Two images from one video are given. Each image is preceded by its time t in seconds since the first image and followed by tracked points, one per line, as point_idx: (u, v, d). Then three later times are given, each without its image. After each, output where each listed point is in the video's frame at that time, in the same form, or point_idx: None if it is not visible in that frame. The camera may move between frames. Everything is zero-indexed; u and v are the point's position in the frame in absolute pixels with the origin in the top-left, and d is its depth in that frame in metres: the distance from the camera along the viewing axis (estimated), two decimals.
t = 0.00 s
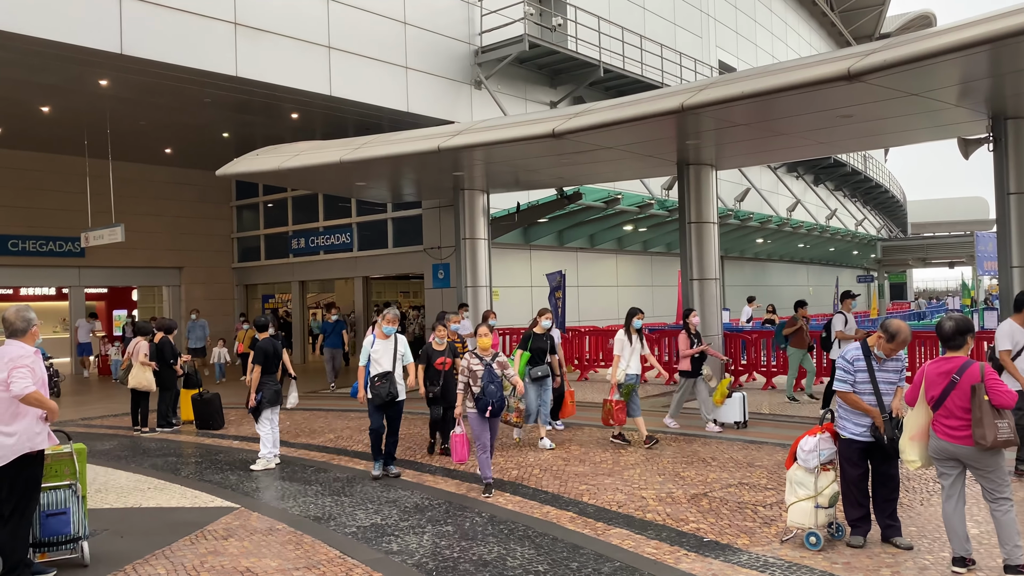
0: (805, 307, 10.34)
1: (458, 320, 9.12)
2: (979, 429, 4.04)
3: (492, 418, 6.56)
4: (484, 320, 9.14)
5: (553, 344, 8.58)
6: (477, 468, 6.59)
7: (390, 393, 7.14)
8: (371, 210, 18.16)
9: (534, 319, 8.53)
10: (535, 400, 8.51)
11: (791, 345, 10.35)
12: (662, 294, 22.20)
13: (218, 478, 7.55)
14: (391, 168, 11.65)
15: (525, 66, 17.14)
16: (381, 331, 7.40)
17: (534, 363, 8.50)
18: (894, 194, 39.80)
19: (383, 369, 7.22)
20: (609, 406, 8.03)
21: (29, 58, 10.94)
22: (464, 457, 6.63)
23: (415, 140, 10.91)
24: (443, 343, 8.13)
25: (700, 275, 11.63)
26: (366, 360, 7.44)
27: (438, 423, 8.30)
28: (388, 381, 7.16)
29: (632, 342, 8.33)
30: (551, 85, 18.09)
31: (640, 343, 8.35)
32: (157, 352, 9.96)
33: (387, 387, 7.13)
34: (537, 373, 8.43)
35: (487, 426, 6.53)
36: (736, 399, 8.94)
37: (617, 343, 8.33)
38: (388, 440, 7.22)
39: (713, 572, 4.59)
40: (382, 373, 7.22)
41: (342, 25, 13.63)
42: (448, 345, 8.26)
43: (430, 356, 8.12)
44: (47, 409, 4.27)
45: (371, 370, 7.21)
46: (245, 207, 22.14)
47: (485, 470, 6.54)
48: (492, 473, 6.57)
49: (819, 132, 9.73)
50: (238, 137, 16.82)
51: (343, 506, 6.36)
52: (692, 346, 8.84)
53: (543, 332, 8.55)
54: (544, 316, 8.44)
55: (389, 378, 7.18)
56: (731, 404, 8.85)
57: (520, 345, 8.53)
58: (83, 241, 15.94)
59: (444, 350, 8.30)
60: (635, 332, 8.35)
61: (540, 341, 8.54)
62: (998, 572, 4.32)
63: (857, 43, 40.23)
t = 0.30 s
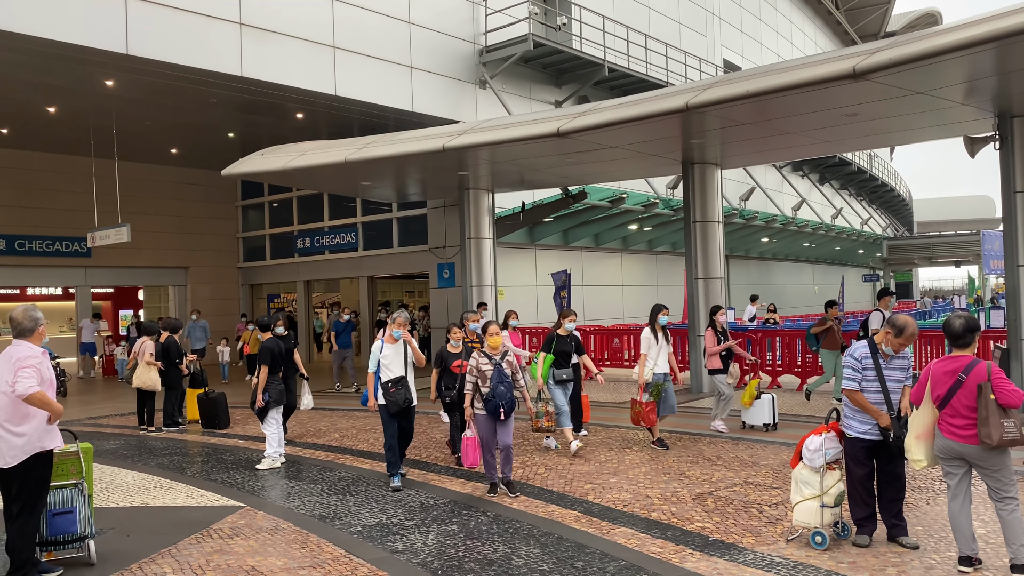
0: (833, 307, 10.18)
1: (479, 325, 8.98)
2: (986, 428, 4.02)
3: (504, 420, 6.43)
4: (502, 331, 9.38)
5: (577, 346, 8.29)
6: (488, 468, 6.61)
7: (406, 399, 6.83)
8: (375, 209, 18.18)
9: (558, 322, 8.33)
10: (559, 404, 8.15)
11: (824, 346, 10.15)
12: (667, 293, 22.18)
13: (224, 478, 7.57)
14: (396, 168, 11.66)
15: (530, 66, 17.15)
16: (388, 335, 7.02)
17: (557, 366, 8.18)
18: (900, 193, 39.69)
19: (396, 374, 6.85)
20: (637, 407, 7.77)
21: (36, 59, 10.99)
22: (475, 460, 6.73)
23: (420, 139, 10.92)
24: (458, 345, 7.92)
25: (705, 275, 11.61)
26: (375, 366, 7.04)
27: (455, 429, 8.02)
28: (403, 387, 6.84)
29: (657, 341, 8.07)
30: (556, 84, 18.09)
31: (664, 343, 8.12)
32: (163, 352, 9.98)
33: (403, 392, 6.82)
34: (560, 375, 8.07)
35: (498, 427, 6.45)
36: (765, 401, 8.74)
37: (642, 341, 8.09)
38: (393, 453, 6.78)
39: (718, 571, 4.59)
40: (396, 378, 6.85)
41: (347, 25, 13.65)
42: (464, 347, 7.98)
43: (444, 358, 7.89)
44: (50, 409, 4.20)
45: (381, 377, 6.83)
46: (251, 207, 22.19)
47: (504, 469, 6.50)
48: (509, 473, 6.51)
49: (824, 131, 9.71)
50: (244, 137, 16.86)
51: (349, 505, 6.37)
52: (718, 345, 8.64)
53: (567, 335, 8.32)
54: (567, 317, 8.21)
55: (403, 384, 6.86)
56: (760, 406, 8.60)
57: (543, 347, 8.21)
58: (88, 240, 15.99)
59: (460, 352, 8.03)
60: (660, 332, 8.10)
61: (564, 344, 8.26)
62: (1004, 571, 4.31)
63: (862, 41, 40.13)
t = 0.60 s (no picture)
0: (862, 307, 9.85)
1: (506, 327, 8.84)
2: (988, 427, 4.01)
3: (510, 425, 6.04)
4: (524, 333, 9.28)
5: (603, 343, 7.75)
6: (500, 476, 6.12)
7: (407, 400, 6.58)
8: (378, 208, 18.20)
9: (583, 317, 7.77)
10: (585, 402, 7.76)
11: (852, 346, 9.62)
12: (670, 292, 22.16)
13: (226, 476, 7.57)
14: (398, 167, 11.66)
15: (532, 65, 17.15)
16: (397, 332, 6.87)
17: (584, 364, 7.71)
18: (904, 191, 39.59)
19: (399, 373, 6.62)
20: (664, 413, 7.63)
21: (39, 58, 11.01)
22: (484, 468, 6.22)
23: (423, 138, 10.93)
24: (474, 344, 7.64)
25: (708, 274, 11.61)
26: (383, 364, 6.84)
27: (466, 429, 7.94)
28: (405, 388, 6.61)
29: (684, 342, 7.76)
30: (558, 83, 18.09)
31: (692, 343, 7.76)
32: (165, 351, 9.99)
33: (404, 394, 6.59)
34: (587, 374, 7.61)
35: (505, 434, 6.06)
36: (790, 402, 8.36)
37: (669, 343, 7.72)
38: (395, 452, 6.82)
39: (721, 570, 4.58)
40: (398, 379, 6.63)
41: (350, 24, 13.66)
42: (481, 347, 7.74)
43: (460, 359, 7.67)
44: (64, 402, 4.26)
45: (386, 374, 6.64)
46: (254, 205, 22.21)
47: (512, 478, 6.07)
48: (518, 482, 6.06)
49: (827, 129, 9.69)
50: (247, 136, 16.88)
51: (351, 504, 6.38)
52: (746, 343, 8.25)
53: (593, 331, 7.74)
54: (594, 313, 7.69)
55: (405, 385, 6.62)
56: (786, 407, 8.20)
57: (569, 344, 7.70)
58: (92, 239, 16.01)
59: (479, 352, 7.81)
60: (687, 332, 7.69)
61: (590, 341, 7.71)
62: (1006, 571, 4.30)
63: (866, 39, 40.02)
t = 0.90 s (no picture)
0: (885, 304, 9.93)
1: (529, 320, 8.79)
2: (989, 426, 4.01)
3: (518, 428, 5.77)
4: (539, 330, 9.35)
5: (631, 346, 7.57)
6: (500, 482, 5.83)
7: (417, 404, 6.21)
8: (378, 206, 18.20)
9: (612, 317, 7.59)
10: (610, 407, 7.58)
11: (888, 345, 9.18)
12: (671, 290, 22.16)
13: (226, 474, 7.58)
14: (399, 165, 11.66)
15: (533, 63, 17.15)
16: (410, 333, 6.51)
17: (612, 367, 7.50)
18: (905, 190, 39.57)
19: (410, 376, 6.27)
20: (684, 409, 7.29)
21: (39, 56, 11.00)
22: (489, 470, 5.87)
23: (423, 136, 10.93)
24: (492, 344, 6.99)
25: (708, 272, 11.62)
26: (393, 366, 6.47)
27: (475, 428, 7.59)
28: (414, 391, 6.21)
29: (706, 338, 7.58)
30: (559, 81, 18.09)
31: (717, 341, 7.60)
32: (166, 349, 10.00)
33: (414, 398, 6.20)
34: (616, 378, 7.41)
35: (513, 437, 5.77)
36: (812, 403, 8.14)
37: (691, 340, 7.56)
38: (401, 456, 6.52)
39: (720, 568, 4.58)
40: (408, 382, 6.24)
41: (350, 22, 13.66)
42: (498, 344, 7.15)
43: (475, 358, 7.12)
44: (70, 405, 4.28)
45: (396, 377, 6.28)
46: (255, 203, 22.21)
47: (506, 484, 5.77)
48: (512, 490, 5.76)
49: (828, 127, 9.68)
50: (247, 134, 16.89)
51: (351, 502, 6.38)
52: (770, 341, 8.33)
53: (621, 332, 7.57)
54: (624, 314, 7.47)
55: (416, 388, 6.23)
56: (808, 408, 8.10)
57: (597, 346, 7.49)
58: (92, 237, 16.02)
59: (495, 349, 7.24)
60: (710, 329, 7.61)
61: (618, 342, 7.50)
62: (1006, 569, 4.30)
63: (867, 37, 39.98)
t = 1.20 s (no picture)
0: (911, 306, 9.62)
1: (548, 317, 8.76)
2: (990, 424, 4.01)
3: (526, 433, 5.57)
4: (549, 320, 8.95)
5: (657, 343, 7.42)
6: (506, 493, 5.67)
7: (428, 406, 6.00)
8: (378, 205, 18.19)
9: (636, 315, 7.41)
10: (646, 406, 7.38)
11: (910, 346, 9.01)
12: (670, 289, 22.16)
13: (225, 472, 7.58)
14: (399, 163, 11.66)
15: (533, 61, 17.15)
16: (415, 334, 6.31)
17: (640, 365, 7.32)
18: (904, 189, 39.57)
19: (420, 376, 6.10)
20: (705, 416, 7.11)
21: (38, 54, 10.99)
22: (490, 480, 5.53)
23: (423, 134, 10.93)
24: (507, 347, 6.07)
25: (708, 271, 11.63)
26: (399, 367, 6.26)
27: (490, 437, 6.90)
28: (426, 392, 6.01)
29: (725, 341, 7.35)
30: (559, 80, 18.09)
31: (738, 343, 7.36)
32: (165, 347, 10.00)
33: (426, 399, 5.99)
34: (646, 376, 7.22)
35: (521, 442, 5.58)
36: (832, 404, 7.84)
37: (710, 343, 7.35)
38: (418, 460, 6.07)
39: (719, 566, 4.58)
40: (420, 382, 6.05)
41: (350, 20, 13.65)
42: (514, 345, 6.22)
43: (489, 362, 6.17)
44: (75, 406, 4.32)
45: (405, 378, 6.07)
46: (254, 201, 22.20)
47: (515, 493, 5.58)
48: (522, 498, 5.59)
49: (828, 126, 9.68)
50: (247, 132, 16.88)
51: (350, 500, 6.39)
52: (796, 341, 7.83)
53: (646, 329, 7.40)
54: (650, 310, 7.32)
55: (427, 389, 6.03)
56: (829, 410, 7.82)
57: (622, 344, 7.31)
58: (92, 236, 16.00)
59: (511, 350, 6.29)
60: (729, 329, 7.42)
61: (645, 339, 7.33)
62: (1004, 568, 4.30)
63: (866, 37, 39.98)
